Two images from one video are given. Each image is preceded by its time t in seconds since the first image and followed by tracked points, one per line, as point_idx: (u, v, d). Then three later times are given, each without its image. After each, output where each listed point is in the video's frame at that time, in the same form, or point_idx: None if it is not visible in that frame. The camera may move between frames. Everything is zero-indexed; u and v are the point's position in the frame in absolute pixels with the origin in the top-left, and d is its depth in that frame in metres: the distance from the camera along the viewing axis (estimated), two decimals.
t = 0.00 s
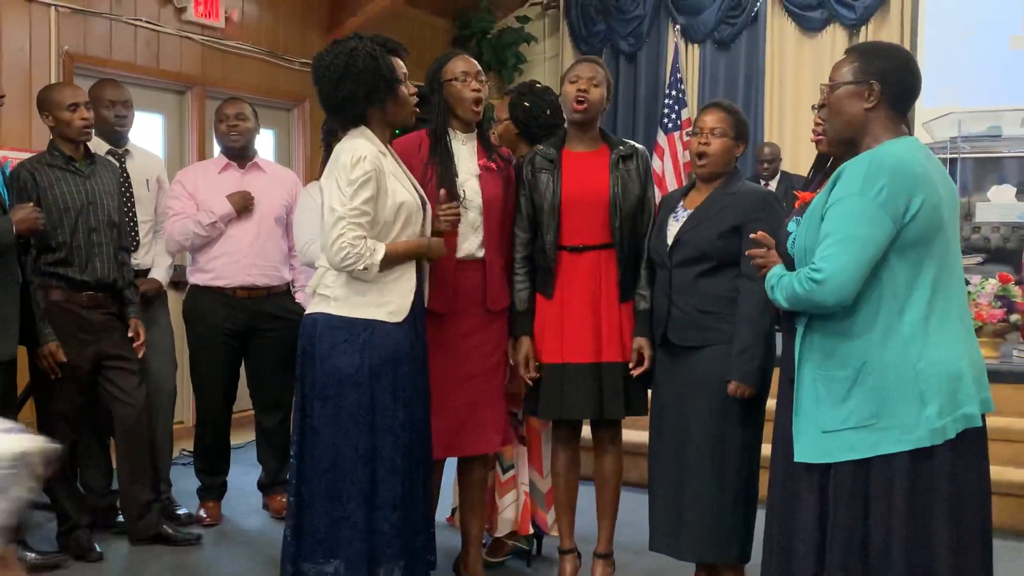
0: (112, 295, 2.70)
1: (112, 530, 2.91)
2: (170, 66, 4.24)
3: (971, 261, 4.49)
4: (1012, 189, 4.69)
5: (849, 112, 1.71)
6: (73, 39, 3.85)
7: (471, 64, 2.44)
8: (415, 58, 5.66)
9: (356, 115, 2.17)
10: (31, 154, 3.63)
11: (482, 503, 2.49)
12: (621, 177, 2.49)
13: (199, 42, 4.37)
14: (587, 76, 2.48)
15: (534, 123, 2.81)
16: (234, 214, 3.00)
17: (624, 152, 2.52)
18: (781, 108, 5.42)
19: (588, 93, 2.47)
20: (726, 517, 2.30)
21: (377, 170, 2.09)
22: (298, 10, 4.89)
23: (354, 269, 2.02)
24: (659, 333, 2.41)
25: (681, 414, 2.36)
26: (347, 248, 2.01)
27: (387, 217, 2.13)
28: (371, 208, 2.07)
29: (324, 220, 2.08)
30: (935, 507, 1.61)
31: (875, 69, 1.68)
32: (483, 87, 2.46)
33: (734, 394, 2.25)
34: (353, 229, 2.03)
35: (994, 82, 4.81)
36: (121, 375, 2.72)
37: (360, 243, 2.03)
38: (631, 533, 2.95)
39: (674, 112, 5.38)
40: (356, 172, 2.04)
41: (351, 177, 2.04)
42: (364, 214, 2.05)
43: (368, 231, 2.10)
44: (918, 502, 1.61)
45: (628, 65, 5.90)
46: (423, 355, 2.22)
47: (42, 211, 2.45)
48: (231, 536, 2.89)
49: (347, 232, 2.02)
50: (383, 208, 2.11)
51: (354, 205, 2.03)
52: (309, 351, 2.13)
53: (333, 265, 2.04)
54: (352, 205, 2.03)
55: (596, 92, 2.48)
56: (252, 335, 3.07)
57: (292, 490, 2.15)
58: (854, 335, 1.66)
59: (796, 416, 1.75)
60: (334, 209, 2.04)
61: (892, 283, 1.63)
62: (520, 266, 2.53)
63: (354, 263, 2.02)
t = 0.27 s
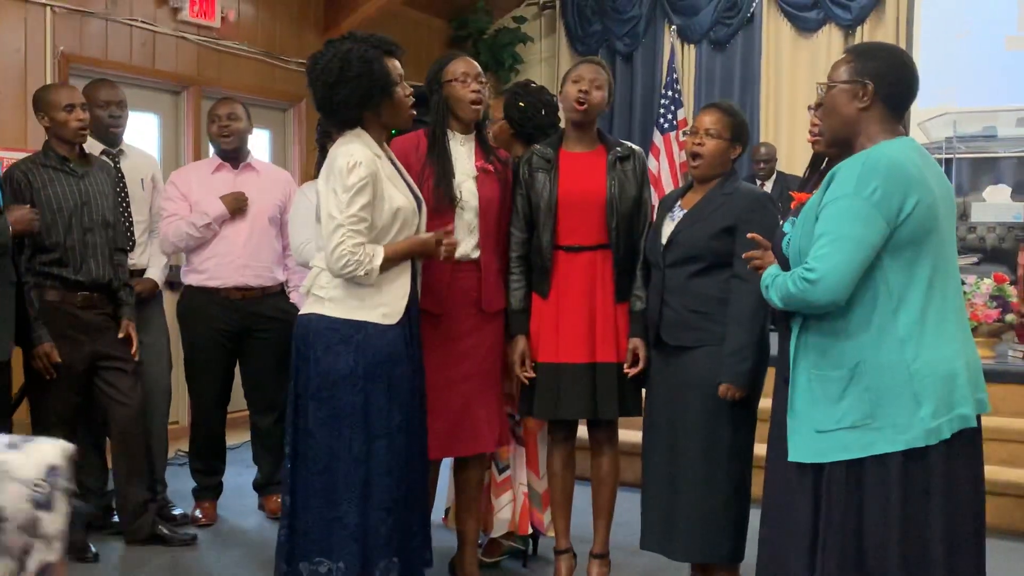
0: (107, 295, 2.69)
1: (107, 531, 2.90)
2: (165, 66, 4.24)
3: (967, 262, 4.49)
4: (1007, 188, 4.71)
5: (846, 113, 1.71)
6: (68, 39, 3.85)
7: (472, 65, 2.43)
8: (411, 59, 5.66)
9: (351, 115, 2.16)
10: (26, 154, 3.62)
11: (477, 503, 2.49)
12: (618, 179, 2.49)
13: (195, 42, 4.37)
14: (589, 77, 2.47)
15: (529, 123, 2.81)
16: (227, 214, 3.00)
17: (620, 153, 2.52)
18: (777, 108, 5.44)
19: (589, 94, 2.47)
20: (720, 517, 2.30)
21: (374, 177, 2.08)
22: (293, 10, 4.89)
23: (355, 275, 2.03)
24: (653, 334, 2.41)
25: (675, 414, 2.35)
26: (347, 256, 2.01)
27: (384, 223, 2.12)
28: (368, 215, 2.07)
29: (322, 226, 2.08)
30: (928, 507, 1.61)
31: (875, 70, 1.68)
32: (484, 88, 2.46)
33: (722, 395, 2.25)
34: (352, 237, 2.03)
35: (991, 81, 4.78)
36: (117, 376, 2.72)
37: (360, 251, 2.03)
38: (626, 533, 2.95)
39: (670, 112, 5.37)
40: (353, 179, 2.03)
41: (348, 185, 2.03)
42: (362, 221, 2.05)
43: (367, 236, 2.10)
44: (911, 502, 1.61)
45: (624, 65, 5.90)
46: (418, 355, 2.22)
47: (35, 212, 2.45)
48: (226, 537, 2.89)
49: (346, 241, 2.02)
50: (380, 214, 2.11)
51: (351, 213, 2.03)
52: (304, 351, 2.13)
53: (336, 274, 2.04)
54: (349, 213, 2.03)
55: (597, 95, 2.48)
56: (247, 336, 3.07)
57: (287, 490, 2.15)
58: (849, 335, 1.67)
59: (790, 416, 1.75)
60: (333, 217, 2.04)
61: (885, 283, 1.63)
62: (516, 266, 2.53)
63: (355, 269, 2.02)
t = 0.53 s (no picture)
0: (104, 296, 2.69)
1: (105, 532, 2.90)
2: (162, 66, 4.23)
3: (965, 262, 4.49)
4: (1005, 189, 4.65)
5: (845, 113, 1.71)
6: (65, 39, 3.84)
7: (471, 66, 2.43)
8: (409, 59, 5.66)
9: (349, 116, 2.16)
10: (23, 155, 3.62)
11: (475, 503, 2.49)
12: (612, 179, 2.48)
13: (191, 42, 4.36)
14: (585, 77, 2.47)
15: (525, 124, 2.81)
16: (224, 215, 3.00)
17: (616, 154, 2.51)
18: (774, 109, 5.45)
19: (585, 94, 2.46)
20: (718, 517, 2.30)
21: (372, 176, 2.08)
22: (291, 11, 4.89)
23: (355, 276, 2.02)
24: (650, 334, 2.41)
25: (672, 414, 2.35)
26: (346, 257, 2.01)
27: (383, 222, 2.12)
28: (367, 216, 2.07)
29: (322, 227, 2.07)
30: (926, 507, 1.61)
31: (874, 70, 1.68)
32: (482, 89, 2.46)
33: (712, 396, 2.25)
34: (351, 238, 2.03)
35: (988, 82, 4.80)
36: (115, 377, 2.70)
37: (359, 251, 2.02)
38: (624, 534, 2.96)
39: (667, 113, 5.39)
40: (352, 179, 2.03)
41: (346, 185, 2.03)
42: (361, 222, 2.05)
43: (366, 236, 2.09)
44: (909, 501, 1.61)
45: (621, 65, 5.91)
46: (417, 356, 2.22)
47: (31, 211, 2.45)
48: (224, 538, 2.88)
49: (346, 242, 2.02)
50: (379, 214, 2.11)
51: (351, 214, 2.03)
52: (303, 352, 2.13)
53: (336, 275, 2.04)
54: (348, 214, 2.03)
55: (593, 95, 2.48)
56: (243, 336, 3.07)
57: (285, 490, 2.15)
58: (847, 334, 1.67)
59: (790, 411, 1.76)
60: (331, 217, 2.03)
61: (884, 282, 1.63)
62: (514, 266, 2.53)
63: (355, 271, 2.02)
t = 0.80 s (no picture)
0: (103, 296, 2.70)
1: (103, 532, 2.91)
2: (160, 66, 4.23)
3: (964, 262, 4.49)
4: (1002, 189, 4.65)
5: (845, 114, 1.71)
6: (63, 39, 3.84)
7: (467, 66, 2.43)
8: (407, 59, 5.65)
9: (348, 116, 2.16)
10: (21, 155, 3.62)
11: (474, 504, 2.49)
12: (609, 179, 2.48)
13: (189, 42, 4.36)
14: (579, 78, 2.47)
15: (523, 124, 2.82)
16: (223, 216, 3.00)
17: (613, 153, 2.51)
18: (772, 109, 5.45)
19: (580, 94, 2.47)
20: (717, 517, 2.30)
21: (372, 174, 2.08)
22: (289, 11, 4.89)
23: (359, 273, 2.02)
24: (649, 334, 2.41)
25: (671, 414, 2.35)
26: (350, 253, 2.01)
27: (384, 219, 2.12)
28: (368, 212, 2.06)
29: (324, 225, 2.06)
30: (925, 507, 1.61)
31: (873, 71, 1.68)
32: (479, 89, 2.46)
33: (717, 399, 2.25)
34: (355, 234, 2.02)
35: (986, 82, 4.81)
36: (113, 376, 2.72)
37: (363, 247, 2.02)
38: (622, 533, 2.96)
39: (665, 112, 5.40)
40: (353, 175, 2.03)
41: (347, 181, 2.03)
42: (363, 218, 2.04)
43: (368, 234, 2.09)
44: (908, 501, 1.61)
45: (620, 65, 5.91)
46: (415, 355, 2.22)
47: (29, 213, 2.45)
48: (223, 538, 2.88)
49: (350, 237, 2.02)
50: (379, 211, 2.11)
51: (353, 210, 2.02)
52: (302, 352, 2.13)
53: (338, 271, 2.03)
54: (350, 210, 2.02)
55: (588, 94, 2.48)
56: (241, 337, 3.07)
57: (284, 491, 2.15)
58: (846, 333, 1.67)
59: (789, 410, 1.76)
60: (335, 214, 2.03)
61: (882, 281, 1.63)
62: (513, 265, 2.53)
63: (359, 267, 2.02)
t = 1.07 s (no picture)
0: (102, 296, 2.70)
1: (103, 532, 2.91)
2: (159, 66, 4.23)
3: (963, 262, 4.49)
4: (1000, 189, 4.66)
5: (845, 114, 1.71)
6: (62, 39, 3.84)
7: (466, 66, 2.43)
8: (407, 59, 5.65)
9: (347, 116, 2.16)
10: (20, 155, 3.62)
11: (474, 504, 2.49)
12: (608, 179, 2.48)
13: (189, 42, 4.36)
14: (575, 77, 2.48)
15: (522, 124, 2.82)
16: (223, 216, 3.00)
17: (611, 153, 2.51)
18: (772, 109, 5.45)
19: (577, 93, 2.46)
20: (717, 517, 2.30)
21: (369, 172, 2.08)
22: (288, 11, 4.89)
23: (349, 270, 2.02)
24: (649, 334, 2.41)
25: (671, 413, 2.35)
26: (339, 250, 2.01)
27: (380, 218, 2.12)
28: (362, 210, 2.07)
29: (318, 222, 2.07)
30: (925, 507, 1.61)
31: (873, 72, 1.68)
32: (478, 89, 2.46)
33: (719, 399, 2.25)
34: (345, 231, 2.02)
35: (985, 82, 4.82)
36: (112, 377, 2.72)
37: (352, 245, 2.02)
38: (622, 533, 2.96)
39: (665, 113, 5.40)
40: (347, 173, 2.03)
41: (342, 179, 2.03)
42: (356, 216, 2.04)
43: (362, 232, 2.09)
44: (907, 500, 1.61)
45: (619, 65, 5.91)
46: (416, 355, 2.22)
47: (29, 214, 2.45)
48: (223, 538, 2.89)
49: (339, 235, 2.02)
50: (375, 210, 2.11)
51: (345, 208, 2.02)
52: (302, 352, 2.13)
53: (329, 268, 2.04)
54: (343, 208, 2.02)
55: (585, 94, 2.48)
56: (241, 337, 3.07)
57: (285, 491, 2.15)
58: (845, 332, 1.67)
59: (789, 409, 1.76)
60: (327, 212, 2.03)
61: (881, 279, 1.63)
62: (512, 265, 2.53)
63: (349, 264, 2.01)
